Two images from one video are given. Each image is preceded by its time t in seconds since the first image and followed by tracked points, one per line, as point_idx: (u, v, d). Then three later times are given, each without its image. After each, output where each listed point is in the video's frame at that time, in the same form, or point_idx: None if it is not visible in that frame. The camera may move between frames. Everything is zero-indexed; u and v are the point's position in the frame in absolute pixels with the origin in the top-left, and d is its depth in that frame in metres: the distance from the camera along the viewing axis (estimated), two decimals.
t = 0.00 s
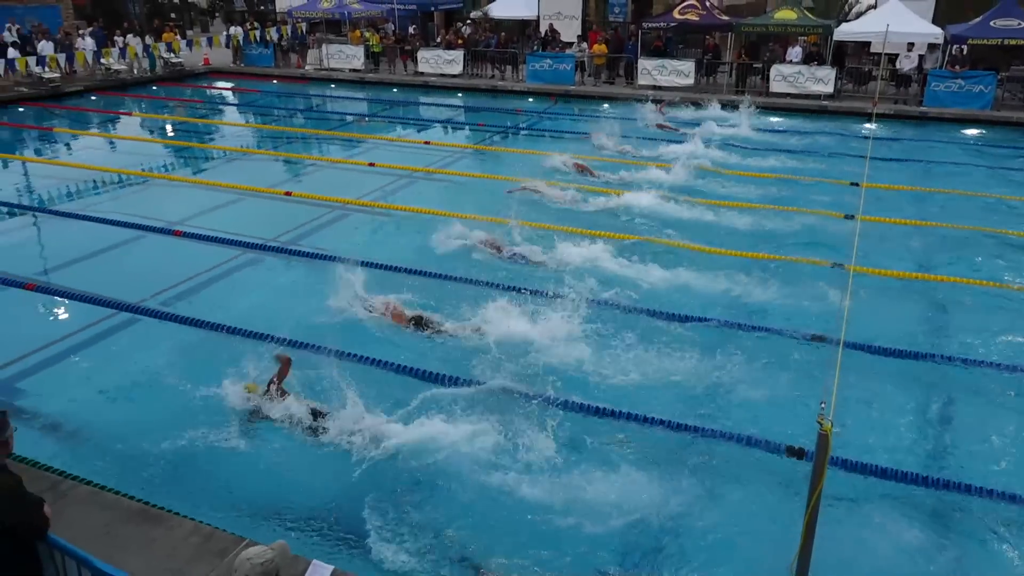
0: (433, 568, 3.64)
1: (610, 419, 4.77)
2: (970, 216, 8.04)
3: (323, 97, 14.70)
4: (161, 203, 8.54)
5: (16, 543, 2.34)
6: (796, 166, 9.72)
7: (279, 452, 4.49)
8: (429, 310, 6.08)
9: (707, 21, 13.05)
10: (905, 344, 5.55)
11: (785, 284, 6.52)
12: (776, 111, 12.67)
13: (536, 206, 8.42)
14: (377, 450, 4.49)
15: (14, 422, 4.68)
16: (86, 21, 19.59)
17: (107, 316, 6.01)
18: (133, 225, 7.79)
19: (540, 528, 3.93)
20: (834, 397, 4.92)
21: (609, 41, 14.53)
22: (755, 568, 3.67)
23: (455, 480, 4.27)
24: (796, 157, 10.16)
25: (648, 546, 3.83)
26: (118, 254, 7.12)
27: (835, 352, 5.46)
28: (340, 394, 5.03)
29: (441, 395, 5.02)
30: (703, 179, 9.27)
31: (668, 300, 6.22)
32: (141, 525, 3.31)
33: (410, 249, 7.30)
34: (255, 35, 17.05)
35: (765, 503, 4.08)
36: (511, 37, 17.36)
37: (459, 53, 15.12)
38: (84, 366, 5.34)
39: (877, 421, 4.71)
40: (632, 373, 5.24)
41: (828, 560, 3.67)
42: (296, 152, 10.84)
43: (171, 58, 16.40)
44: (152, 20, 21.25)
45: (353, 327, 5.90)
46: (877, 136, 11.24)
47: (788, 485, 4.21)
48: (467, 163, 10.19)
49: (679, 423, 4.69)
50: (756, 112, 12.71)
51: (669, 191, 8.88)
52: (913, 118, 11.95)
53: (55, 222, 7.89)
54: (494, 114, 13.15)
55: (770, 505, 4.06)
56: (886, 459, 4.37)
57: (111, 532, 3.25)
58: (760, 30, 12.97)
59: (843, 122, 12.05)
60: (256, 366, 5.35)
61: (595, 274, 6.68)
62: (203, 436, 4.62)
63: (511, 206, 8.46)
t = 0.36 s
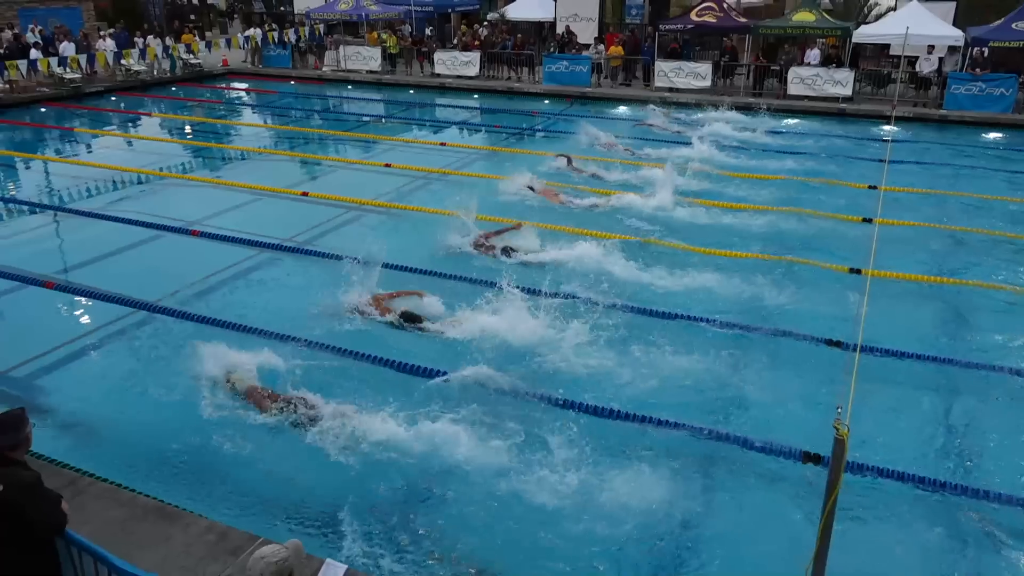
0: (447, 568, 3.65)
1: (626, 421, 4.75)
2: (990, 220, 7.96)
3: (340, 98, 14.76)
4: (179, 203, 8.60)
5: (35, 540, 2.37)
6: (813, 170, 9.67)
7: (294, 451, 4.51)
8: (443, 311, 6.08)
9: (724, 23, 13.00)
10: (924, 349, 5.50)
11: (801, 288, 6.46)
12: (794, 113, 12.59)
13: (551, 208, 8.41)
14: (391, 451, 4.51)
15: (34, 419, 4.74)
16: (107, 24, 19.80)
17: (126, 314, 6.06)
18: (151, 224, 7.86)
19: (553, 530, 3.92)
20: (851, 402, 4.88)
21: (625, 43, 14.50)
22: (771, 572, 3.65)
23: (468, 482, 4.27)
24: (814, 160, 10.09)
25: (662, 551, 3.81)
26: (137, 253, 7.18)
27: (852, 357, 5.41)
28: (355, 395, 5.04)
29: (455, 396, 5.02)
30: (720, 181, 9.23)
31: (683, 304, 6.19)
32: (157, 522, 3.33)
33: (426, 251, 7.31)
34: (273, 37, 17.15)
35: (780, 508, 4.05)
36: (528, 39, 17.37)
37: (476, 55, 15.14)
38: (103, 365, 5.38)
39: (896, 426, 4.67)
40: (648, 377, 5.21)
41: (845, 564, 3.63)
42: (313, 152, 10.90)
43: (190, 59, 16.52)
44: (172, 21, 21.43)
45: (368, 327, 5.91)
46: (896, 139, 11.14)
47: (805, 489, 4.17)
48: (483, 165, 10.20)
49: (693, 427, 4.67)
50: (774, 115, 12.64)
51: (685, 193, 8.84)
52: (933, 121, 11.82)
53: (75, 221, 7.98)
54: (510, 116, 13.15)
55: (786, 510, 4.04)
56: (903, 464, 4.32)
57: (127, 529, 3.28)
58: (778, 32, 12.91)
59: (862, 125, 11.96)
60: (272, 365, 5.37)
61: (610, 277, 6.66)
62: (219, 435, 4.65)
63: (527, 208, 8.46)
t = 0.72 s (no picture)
0: (458, 569, 3.65)
1: (639, 424, 4.73)
2: (1007, 224, 7.88)
3: (354, 100, 14.82)
4: (194, 203, 8.65)
5: (52, 535, 2.39)
6: (828, 172, 9.61)
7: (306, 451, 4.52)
8: (455, 311, 6.07)
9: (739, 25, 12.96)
10: (940, 354, 5.44)
11: (815, 292, 6.42)
12: (809, 116, 12.53)
13: (564, 209, 8.40)
14: (402, 452, 4.52)
15: (50, 416, 4.78)
16: (125, 25, 19.98)
17: (141, 313, 6.10)
18: (166, 224, 7.91)
19: (564, 532, 3.91)
20: (866, 407, 4.84)
21: (640, 45, 14.49)
22: None
23: (479, 484, 4.27)
24: (829, 162, 10.02)
25: (674, 554, 3.79)
26: (152, 252, 7.24)
27: (867, 361, 5.37)
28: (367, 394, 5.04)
29: (467, 398, 5.02)
30: (734, 184, 9.19)
31: (696, 306, 6.16)
32: (171, 521, 3.35)
33: (438, 251, 7.32)
34: (288, 38, 17.23)
35: (793, 513, 4.02)
36: (542, 41, 17.38)
37: (490, 56, 15.16)
38: (117, 363, 5.42)
39: (911, 431, 4.63)
40: (660, 380, 5.19)
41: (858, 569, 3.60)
42: (327, 153, 10.94)
43: (206, 60, 16.64)
44: (189, 23, 21.60)
45: (381, 327, 5.91)
46: (912, 142, 11.06)
47: (818, 494, 4.14)
48: (496, 166, 10.21)
49: (705, 431, 4.65)
50: (789, 117, 12.58)
51: (698, 196, 8.81)
52: (950, 124, 11.73)
53: (91, 221, 8.05)
54: (524, 117, 13.16)
55: (799, 515, 4.00)
56: (918, 470, 4.28)
57: (141, 527, 3.31)
58: (794, 34, 12.85)
59: (878, 127, 11.88)
60: (286, 366, 5.39)
61: (622, 279, 6.64)
62: (232, 435, 4.67)
63: (539, 209, 8.46)
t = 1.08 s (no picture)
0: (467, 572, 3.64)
1: (650, 428, 4.71)
2: None
3: (369, 101, 14.88)
4: (209, 204, 8.71)
5: (68, 532, 2.40)
6: (844, 176, 9.55)
7: (319, 451, 4.54)
8: (468, 313, 6.07)
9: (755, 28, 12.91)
10: (956, 359, 5.40)
11: (830, 296, 6.38)
12: (824, 119, 12.46)
13: (577, 212, 8.39)
14: (413, 454, 4.52)
15: (65, 415, 4.82)
16: (143, 27, 20.15)
17: (155, 313, 6.15)
18: (182, 225, 7.97)
19: (576, 536, 3.90)
20: (881, 412, 4.80)
21: (654, 47, 14.47)
22: None
23: (491, 486, 4.26)
24: (844, 166, 9.96)
25: (685, 558, 3.77)
26: (168, 253, 7.29)
27: (882, 365, 5.33)
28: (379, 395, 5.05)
29: (479, 400, 5.01)
30: (748, 187, 9.15)
31: (709, 309, 6.13)
32: (185, 520, 3.37)
33: (452, 253, 7.33)
34: (304, 40, 17.32)
35: (807, 518, 3.99)
36: (556, 43, 17.39)
37: (504, 59, 15.18)
38: (132, 362, 5.46)
39: (927, 437, 4.59)
40: (673, 383, 5.17)
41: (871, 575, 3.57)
42: (341, 155, 10.98)
43: (222, 62, 16.75)
44: (206, 25, 21.75)
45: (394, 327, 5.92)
46: (929, 145, 10.98)
47: (832, 499, 4.11)
48: (509, 169, 10.22)
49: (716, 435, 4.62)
50: (804, 120, 12.52)
51: (711, 198, 8.78)
52: (967, 128, 11.63)
53: (108, 221, 8.12)
54: (538, 120, 13.16)
55: (813, 520, 3.97)
56: (934, 477, 4.24)
57: (156, 526, 3.33)
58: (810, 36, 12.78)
59: (894, 131, 11.80)
60: (300, 367, 5.41)
61: (635, 282, 6.62)
62: (245, 435, 4.69)
63: (552, 211, 8.45)
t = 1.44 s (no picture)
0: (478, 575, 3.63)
1: (664, 432, 4.70)
2: None
3: (384, 104, 14.93)
4: (225, 205, 8.77)
5: (83, 530, 2.42)
6: (860, 179, 9.49)
7: (332, 452, 4.55)
8: (481, 315, 6.07)
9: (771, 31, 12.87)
10: (973, 365, 5.35)
11: (845, 301, 6.34)
12: (841, 122, 12.39)
13: (591, 214, 8.38)
14: (426, 455, 4.53)
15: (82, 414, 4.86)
16: (161, 30, 20.31)
17: (171, 312, 6.20)
18: (198, 226, 8.03)
19: (588, 539, 3.89)
20: (898, 418, 4.77)
21: (669, 50, 14.46)
22: None
23: (503, 489, 4.26)
24: (860, 170, 9.90)
25: (698, 562, 3.75)
26: (184, 253, 7.34)
27: (898, 370, 5.30)
28: (392, 396, 5.07)
29: (492, 403, 5.01)
30: (763, 190, 9.11)
31: (724, 313, 6.11)
32: (199, 519, 3.39)
33: (465, 255, 7.34)
34: (320, 43, 17.42)
35: (821, 524, 3.96)
36: (571, 46, 17.40)
37: (519, 61, 15.20)
38: (148, 362, 5.50)
39: (944, 443, 4.55)
40: (686, 387, 5.16)
41: None
42: (356, 157, 11.02)
43: (239, 64, 16.85)
44: (224, 28, 21.90)
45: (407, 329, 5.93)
46: (946, 149, 10.89)
47: (847, 505, 4.08)
48: (522, 171, 10.24)
49: (730, 441, 4.59)
50: (820, 124, 12.45)
51: (726, 201, 8.75)
52: (986, 132, 11.53)
53: (125, 221, 8.19)
54: (552, 123, 13.17)
55: (827, 526, 3.95)
56: (950, 483, 4.21)
57: (169, 525, 3.35)
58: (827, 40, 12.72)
59: (911, 135, 11.72)
60: (314, 367, 5.43)
61: (648, 285, 6.60)
62: (259, 435, 4.71)
63: (566, 214, 8.45)
